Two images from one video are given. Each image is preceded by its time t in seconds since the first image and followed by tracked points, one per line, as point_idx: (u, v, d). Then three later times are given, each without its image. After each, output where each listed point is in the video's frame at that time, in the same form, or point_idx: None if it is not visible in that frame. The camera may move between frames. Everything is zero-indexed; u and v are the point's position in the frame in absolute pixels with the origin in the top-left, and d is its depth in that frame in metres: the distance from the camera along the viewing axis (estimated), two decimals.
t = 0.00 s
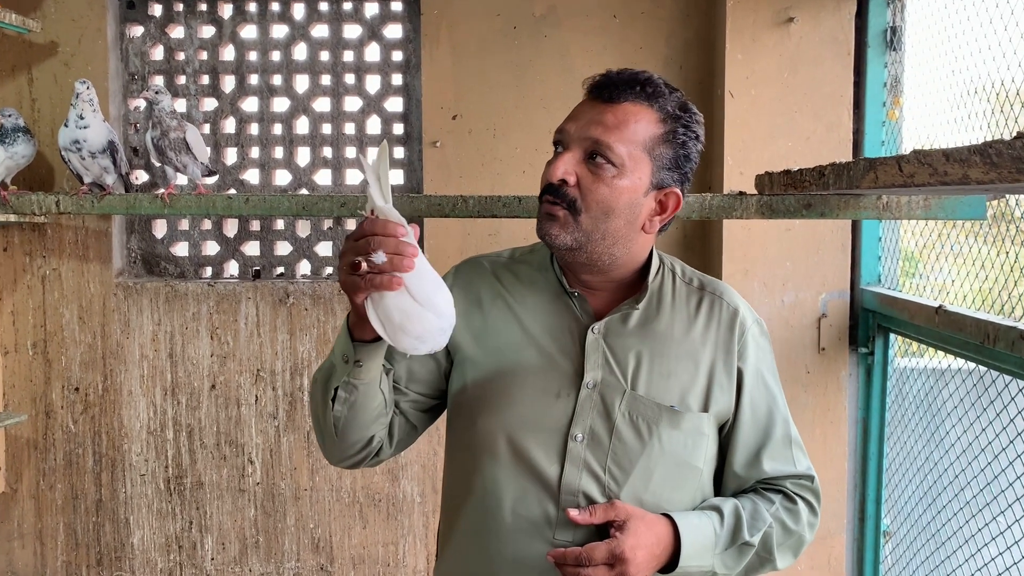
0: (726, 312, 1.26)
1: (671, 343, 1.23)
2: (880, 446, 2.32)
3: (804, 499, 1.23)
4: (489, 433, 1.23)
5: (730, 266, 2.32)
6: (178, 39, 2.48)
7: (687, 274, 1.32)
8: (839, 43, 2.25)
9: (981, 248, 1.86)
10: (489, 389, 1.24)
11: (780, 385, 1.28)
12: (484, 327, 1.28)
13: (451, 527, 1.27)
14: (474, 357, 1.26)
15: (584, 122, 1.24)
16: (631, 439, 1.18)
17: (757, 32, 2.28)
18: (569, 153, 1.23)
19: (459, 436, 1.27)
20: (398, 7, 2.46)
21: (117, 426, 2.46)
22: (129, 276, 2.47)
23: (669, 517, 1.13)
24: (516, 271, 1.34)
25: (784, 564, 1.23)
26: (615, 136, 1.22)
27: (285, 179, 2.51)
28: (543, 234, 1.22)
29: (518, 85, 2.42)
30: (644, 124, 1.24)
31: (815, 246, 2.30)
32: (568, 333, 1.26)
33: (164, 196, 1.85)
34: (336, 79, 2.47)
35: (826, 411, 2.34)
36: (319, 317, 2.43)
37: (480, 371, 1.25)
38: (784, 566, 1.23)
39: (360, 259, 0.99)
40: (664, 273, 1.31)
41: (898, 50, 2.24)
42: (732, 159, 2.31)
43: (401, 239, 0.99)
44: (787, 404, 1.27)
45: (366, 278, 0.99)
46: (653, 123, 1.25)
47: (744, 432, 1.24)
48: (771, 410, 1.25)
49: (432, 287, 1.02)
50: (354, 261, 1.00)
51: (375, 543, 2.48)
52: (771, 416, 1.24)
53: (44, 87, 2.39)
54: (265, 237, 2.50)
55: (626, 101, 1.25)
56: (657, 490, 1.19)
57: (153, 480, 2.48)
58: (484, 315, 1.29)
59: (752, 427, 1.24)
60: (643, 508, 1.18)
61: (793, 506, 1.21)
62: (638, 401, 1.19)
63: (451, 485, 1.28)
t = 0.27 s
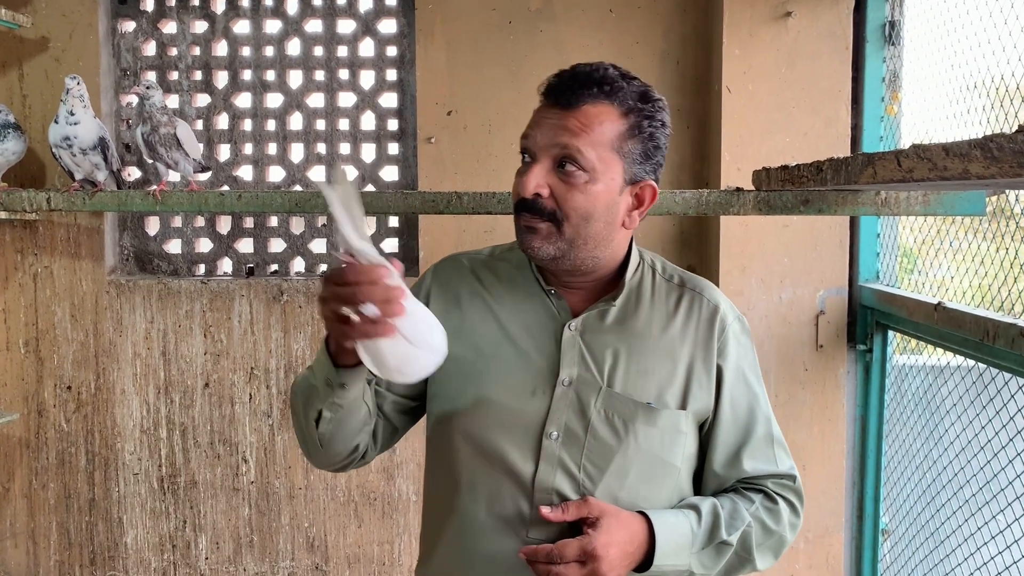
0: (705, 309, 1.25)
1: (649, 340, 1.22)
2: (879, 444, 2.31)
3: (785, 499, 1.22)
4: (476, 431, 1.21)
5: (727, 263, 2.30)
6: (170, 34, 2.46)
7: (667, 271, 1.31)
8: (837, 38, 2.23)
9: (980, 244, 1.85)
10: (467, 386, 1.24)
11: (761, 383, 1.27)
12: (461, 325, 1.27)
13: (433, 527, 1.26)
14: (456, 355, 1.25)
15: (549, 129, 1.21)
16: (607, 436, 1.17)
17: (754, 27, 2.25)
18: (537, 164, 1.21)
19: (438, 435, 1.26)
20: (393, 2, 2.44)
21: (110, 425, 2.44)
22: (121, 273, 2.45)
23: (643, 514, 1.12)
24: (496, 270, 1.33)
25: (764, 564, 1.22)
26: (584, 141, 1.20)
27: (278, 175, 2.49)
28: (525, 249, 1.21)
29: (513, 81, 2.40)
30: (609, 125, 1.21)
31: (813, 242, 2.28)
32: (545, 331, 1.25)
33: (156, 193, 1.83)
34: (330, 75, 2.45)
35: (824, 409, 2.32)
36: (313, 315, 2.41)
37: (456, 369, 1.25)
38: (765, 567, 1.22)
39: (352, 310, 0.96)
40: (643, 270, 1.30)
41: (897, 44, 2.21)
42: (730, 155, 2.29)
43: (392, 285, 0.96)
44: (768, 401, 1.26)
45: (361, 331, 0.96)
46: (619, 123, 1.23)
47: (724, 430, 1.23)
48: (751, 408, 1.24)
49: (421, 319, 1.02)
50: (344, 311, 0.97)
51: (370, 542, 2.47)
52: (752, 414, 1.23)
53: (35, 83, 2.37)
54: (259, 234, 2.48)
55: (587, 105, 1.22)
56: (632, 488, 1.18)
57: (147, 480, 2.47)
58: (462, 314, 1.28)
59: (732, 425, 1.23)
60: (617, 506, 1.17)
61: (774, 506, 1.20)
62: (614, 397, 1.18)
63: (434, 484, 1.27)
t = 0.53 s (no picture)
0: (685, 305, 1.24)
1: (626, 336, 1.21)
2: (880, 441, 2.29)
3: (764, 499, 1.20)
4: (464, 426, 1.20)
5: (727, 260, 2.28)
6: (164, 29, 2.43)
7: (648, 268, 1.30)
8: (838, 32, 2.21)
9: (981, 240, 1.83)
10: (446, 382, 1.23)
11: (742, 381, 1.25)
12: (437, 320, 1.26)
13: (420, 523, 1.25)
14: (437, 350, 1.24)
15: (532, 111, 1.20)
16: (581, 434, 1.17)
17: (754, 20, 2.23)
18: (519, 145, 1.19)
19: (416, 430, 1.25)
20: None
21: (105, 423, 2.42)
22: (116, 270, 2.43)
23: (615, 511, 1.11)
24: (473, 264, 1.32)
25: (741, 568, 1.19)
26: (566, 124, 1.18)
27: (274, 171, 2.47)
28: (503, 231, 1.18)
29: (511, 75, 2.38)
30: (593, 109, 1.20)
31: (814, 238, 2.26)
32: (521, 326, 1.24)
33: (150, 189, 1.81)
34: (326, 69, 2.43)
35: (825, 406, 2.30)
36: (309, 312, 2.39)
37: (435, 365, 1.24)
38: (742, 570, 1.19)
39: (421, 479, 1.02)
40: (622, 265, 1.28)
41: (898, 38, 2.19)
42: (729, 150, 2.27)
43: (458, 450, 1.01)
44: (748, 399, 1.24)
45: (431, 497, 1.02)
46: (602, 106, 1.22)
47: (702, 427, 1.21)
48: (729, 406, 1.22)
49: (489, 468, 1.07)
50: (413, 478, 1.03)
51: (367, 540, 2.45)
52: (732, 411, 1.22)
53: (28, 77, 2.35)
54: (254, 230, 2.46)
55: (571, 88, 1.21)
56: (606, 486, 1.17)
57: (142, 478, 2.45)
58: (438, 309, 1.27)
59: (710, 423, 1.22)
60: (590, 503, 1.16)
61: (751, 506, 1.18)
62: (589, 395, 1.18)
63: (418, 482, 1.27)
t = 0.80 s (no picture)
0: (686, 300, 1.22)
1: (626, 332, 1.19)
2: (886, 438, 2.27)
3: (767, 496, 1.18)
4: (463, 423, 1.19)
5: (731, 255, 2.26)
6: (163, 23, 2.41)
7: (648, 263, 1.28)
8: (843, 25, 2.18)
9: (983, 235, 1.82)
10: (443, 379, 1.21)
11: (744, 376, 1.23)
12: (436, 318, 1.25)
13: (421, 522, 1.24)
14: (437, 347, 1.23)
15: (525, 102, 1.18)
16: (582, 431, 1.15)
17: (758, 13, 2.21)
18: (513, 136, 1.18)
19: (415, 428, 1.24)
20: None
21: (104, 420, 2.41)
22: (115, 267, 2.41)
23: (619, 509, 1.10)
24: (472, 260, 1.31)
25: (746, 565, 1.17)
26: (561, 114, 1.16)
27: (274, 166, 2.45)
28: (498, 223, 1.16)
29: (512, 70, 2.36)
30: (587, 99, 1.18)
31: (819, 234, 2.24)
32: (520, 322, 1.23)
33: (148, 184, 1.79)
34: (326, 64, 2.41)
35: (829, 404, 2.28)
36: (310, 309, 2.38)
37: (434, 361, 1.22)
38: (746, 566, 1.17)
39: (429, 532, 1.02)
40: (622, 261, 1.27)
41: (905, 31, 2.15)
42: (733, 145, 2.25)
43: (468, 503, 1.00)
44: (750, 396, 1.22)
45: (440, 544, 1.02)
46: (596, 96, 1.20)
47: (705, 424, 1.19)
48: (732, 402, 1.20)
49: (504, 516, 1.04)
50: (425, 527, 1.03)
51: (368, 538, 2.44)
52: (734, 408, 1.20)
53: (25, 72, 2.33)
54: (254, 226, 2.44)
55: (565, 78, 1.19)
56: (608, 484, 1.15)
57: (142, 475, 2.44)
58: (436, 307, 1.26)
59: (712, 420, 1.19)
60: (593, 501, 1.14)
61: (754, 503, 1.16)
62: (589, 392, 1.16)
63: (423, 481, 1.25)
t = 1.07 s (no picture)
0: (700, 298, 1.21)
1: (638, 331, 1.19)
2: (890, 438, 2.26)
3: (786, 494, 1.17)
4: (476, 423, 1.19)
5: (734, 254, 2.25)
6: (163, 22, 2.40)
7: (662, 262, 1.28)
8: (847, 22, 2.17)
9: (987, 233, 1.81)
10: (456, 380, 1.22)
11: (762, 374, 1.22)
12: (450, 320, 1.26)
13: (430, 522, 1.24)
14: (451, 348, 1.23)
15: (532, 106, 1.18)
16: (595, 430, 1.15)
17: (761, 11, 2.19)
18: (521, 141, 1.17)
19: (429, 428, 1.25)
20: None
21: (105, 421, 2.40)
22: (115, 266, 2.40)
23: (631, 509, 1.09)
24: (485, 263, 1.31)
25: (765, 564, 1.15)
26: (568, 117, 1.16)
27: (275, 165, 2.44)
28: (509, 228, 1.16)
29: (514, 68, 2.35)
30: (594, 100, 1.18)
31: (823, 232, 2.23)
32: (533, 323, 1.23)
33: (149, 183, 1.78)
34: (327, 62, 2.39)
35: (833, 403, 2.27)
36: (311, 308, 2.37)
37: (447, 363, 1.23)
38: (766, 567, 1.15)
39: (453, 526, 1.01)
40: (635, 260, 1.27)
41: (909, 28, 2.14)
42: (737, 143, 2.24)
43: (492, 502, 0.98)
44: (767, 394, 1.21)
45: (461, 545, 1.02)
46: (603, 97, 1.19)
47: (720, 423, 1.18)
48: (748, 400, 1.19)
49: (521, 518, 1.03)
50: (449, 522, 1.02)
51: (370, 538, 2.43)
52: (751, 406, 1.19)
53: (25, 71, 2.32)
54: (255, 225, 2.43)
55: (571, 79, 1.18)
56: (621, 484, 1.15)
57: (143, 476, 2.43)
58: (450, 309, 1.26)
59: (728, 418, 1.19)
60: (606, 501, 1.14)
61: (773, 501, 1.15)
62: (602, 391, 1.16)
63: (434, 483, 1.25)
